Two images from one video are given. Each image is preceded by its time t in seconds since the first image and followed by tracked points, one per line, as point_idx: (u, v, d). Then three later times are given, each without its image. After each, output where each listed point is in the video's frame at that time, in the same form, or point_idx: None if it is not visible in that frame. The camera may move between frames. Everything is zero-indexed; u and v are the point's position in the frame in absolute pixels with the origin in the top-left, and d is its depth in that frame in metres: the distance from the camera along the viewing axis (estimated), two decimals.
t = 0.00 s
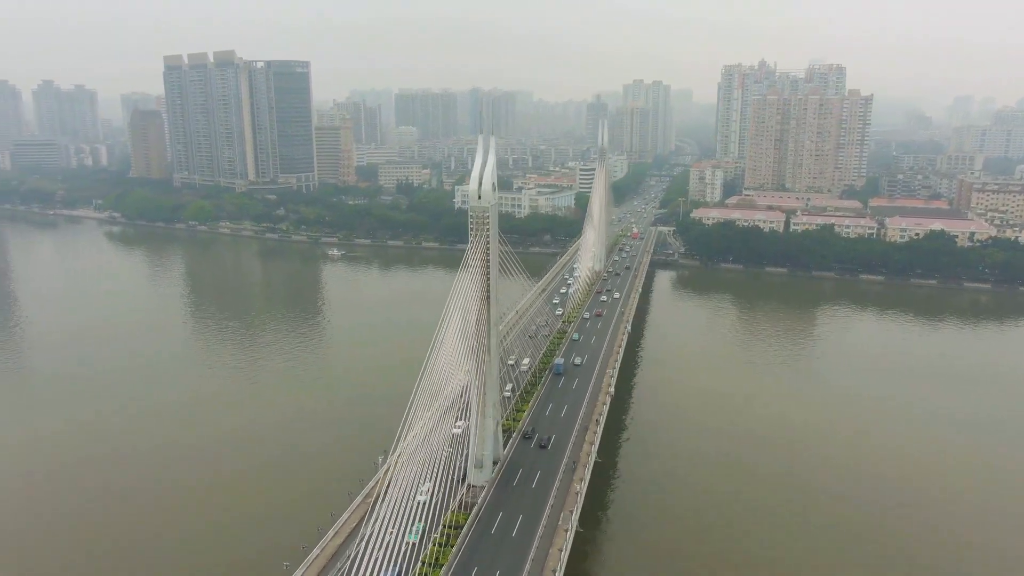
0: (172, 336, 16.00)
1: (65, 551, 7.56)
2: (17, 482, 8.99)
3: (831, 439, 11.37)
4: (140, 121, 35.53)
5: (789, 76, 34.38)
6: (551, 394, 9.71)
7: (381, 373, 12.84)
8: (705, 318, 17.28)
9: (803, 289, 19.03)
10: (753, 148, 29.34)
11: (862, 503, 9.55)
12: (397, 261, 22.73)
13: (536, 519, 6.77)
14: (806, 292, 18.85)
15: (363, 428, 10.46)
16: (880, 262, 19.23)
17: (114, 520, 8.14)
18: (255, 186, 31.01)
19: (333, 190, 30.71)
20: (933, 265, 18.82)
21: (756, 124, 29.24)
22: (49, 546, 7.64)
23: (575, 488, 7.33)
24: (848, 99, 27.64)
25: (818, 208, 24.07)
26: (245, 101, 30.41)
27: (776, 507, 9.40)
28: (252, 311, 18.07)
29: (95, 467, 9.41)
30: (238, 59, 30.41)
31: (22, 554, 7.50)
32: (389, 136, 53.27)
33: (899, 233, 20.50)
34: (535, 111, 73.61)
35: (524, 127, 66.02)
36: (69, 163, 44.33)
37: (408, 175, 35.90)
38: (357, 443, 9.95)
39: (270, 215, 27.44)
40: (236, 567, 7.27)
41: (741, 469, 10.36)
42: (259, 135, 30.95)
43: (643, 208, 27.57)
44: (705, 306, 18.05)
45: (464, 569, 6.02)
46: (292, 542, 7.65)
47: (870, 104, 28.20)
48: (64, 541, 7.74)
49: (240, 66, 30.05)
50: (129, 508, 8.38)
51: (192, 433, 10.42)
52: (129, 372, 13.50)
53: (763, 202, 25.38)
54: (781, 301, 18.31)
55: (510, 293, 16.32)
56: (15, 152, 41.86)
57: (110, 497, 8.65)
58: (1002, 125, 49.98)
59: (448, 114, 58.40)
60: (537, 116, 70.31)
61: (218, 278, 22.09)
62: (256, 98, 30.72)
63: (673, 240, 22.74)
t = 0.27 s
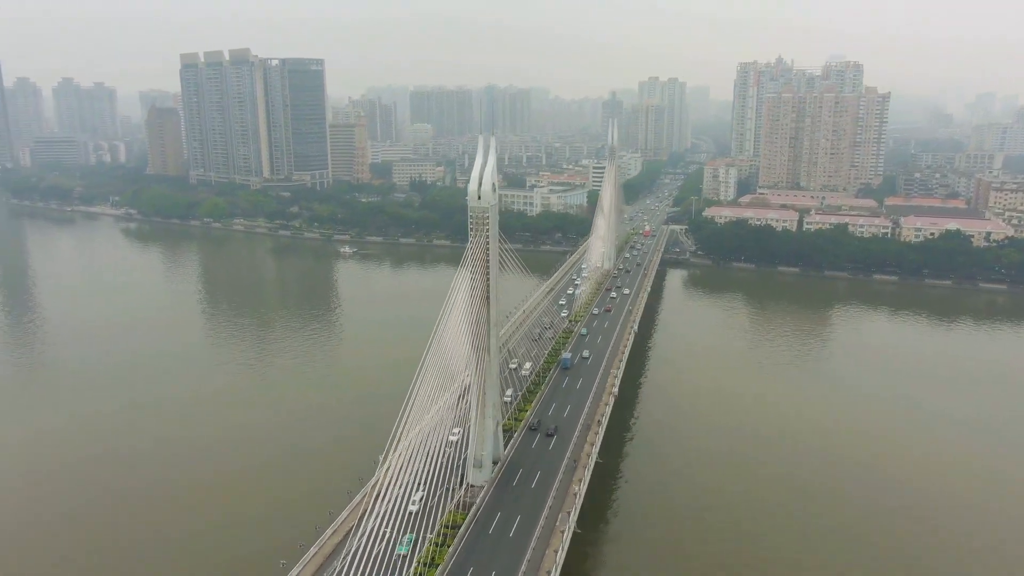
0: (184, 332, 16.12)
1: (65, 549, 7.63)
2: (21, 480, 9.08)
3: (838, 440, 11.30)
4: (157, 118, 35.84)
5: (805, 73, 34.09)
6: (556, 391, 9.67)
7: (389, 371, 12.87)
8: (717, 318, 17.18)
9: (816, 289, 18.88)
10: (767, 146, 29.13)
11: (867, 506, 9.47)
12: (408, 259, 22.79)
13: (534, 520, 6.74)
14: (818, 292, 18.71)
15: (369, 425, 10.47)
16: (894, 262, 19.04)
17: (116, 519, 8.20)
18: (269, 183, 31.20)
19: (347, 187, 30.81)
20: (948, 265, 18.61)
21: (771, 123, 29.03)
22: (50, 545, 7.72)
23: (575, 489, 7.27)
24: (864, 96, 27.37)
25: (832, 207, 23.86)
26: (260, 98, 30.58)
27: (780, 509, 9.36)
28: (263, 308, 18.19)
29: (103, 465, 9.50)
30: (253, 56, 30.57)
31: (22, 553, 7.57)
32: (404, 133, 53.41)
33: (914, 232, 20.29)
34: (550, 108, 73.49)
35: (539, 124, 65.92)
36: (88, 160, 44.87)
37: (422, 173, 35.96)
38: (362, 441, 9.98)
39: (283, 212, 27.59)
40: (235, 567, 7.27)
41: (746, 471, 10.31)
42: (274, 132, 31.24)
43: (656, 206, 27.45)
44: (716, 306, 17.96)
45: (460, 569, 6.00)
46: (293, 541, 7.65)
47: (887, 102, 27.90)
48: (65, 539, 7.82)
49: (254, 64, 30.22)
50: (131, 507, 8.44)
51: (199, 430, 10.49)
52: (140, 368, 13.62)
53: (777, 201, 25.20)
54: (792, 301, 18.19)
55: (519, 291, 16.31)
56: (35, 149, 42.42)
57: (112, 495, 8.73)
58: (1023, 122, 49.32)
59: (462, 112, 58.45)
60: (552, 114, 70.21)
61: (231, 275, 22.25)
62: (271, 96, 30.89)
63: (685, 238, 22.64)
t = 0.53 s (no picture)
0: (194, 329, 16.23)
1: (68, 547, 7.73)
2: (30, 477, 9.21)
3: (844, 440, 11.22)
4: (174, 116, 36.11)
5: (822, 71, 33.77)
6: (559, 391, 9.65)
7: (395, 369, 12.90)
8: (726, 317, 17.09)
9: (829, 289, 18.73)
10: (782, 144, 28.89)
11: (870, 507, 9.41)
12: (419, 257, 22.83)
13: (531, 520, 6.73)
14: (830, 292, 18.56)
15: (373, 425, 10.51)
16: (908, 262, 18.84)
17: (119, 517, 8.29)
18: (284, 180, 31.36)
19: (360, 185, 30.91)
20: (962, 265, 18.39)
21: (786, 120, 28.80)
22: (54, 542, 7.82)
23: (574, 489, 7.26)
24: (881, 94, 27.08)
25: (847, 206, 23.64)
26: (275, 96, 30.74)
27: (782, 509, 9.32)
28: (274, 305, 18.28)
29: (109, 463, 9.58)
30: (268, 54, 30.73)
31: (26, 551, 7.67)
32: (419, 131, 53.49)
33: (929, 232, 20.06)
34: (566, 105, 73.32)
35: (554, 121, 65.77)
36: (106, 156, 45.32)
37: (435, 170, 35.99)
38: (366, 439, 10.02)
39: (297, 209, 27.73)
40: (235, 566, 7.31)
41: (749, 471, 10.27)
42: (289, 130, 31.36)
43: (669, 204, 27.32)
44: (727, 305, 17.86)
45: (456, 569, 6.01)
46: (294, 540, 7.70)
47: (905, 99, 27.58)
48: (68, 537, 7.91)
49: (269, 62, 30.38)
50: (134, 505, 8.52)
51: (206, 428, 10.57)
52: (150, 364, 13.74)
53: (791, 200, 24.99)
54: (803, 301, 18.06)
55: (528, 291, 16.28)
56: (54, 146, 42.91)
57: (116, 493, 8.82)
58: None
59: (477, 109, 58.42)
60: (567, 111, 70.01)
61: (243, 272, 22.39)
62: (286, 94, 31.04)
63: (697, 237, 22.52)
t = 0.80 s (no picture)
0: (206, 326, 16.35)
1: (70, 546, 7.81)
2: (36, 475, 9.31)
3: (851, 441, 11.13)
4: (190, 113, 36.41)
5: (839, 68, 33.44)
6: (563, 390, 9.60)
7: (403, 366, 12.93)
8: (736, 317, 17.00)
9: (841, 288, 18.57)
10: (797, 143, 28.65)
11: (875, 508, 9.34)
12: (431, 255, 22.87)
13: (530, 520, 6.72)
14: (842, 292, 18.40)
15: (377, 423, 10.53)
16: (922, 262, 18.64)
17: (122, 515, 8.37)
18: (298, 178, 31.54)
19: (373, 182, 30.99)
20: (978, 266, 18.17)
21: (801, 118, 28.56)
22: (56, 541, 7.90)
23: (573, 489, 7.24)
24: (898, 92, 26.78)
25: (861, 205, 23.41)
26: (289, 95, 30.88)
27: (785, 510, 9.27)
28: (285, 302, 18.40)
29: (117, 461, 9.68)
30: (283, 52, 30.87)
31: (28, 549, 7.76)
32: (434, 128, 53.56)
33: (944, 232, 19.83)
34: (581, 103, 73.11)
35: (570, 118, 65.61)
36: (125, 153, 45.78)
37: (449, 168, 36.03)
38: (371, 438, 10.06)
39: (310, 207, 27.86)
40: (235, 566, 7.35)
41: (753, 471, 10.22)
42: (303, 128, 31.50)
43: (682, 202, 27.18)
44: (739, 305, 17.77)
45: (452, 569, 6.01)
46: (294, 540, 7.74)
47: (922, 97, 27.24)
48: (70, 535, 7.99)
49: (284, 60, 30.53)
50: (138, 503, 8.60)
51: (213, 426, 10.65)
52: (161, 361, 13.87)
53: (805, 199, 24.79)
54: (815, 301, 17.91)
55: (537, 289, 16.23)
56: (74, 143, 43.42)
57: (120, 491, 8.90)
58: None
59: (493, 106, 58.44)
60: (583, 108, 69.82)
61: (256, 269, 22.56)
62: (300, 91, 31.18)
63: (709, 236, 22.40)
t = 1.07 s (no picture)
0: (217, 322, 16.47)
1: (74, 542, 7.87)
2: (43, 469, 9.38)
3: (859, 442, 11.04)
4: (206, 111, 36.68)
5: (856, 65, 33.13)
6: (566, 389, 9.57)
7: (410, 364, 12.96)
8: (747, 316, 16.89)
9: (854, 289, 18.41)
10: (812, 141, 28.43)
11: (881, 510, 9.25)
12: (442, 252, 22.91)
13: (528, 521, 6.73)
14: (855, 292, 18.23)
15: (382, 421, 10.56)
16: (937, 263, 18.44)
17: (126, 511, 8.43)
18: (312, 175, 31.70)
19: (386, 179, 31.06)
20: (993, 267, 17.95)
21: (816, 117, 28.31)
22: (60, 536, 7.96)
23: (572, 489, 7.23)
24: (915, 90, 26.49)
25: (876, 204, 23.19)
26: (304, 92, 31.02)
27: (789, 511, 9.21)
28: (296, 299, 18.50)
29: (125, 456, 9.76)
30: (298, 50, 31.01)
31: (32, 544, 7.82)
32: (449, 125, 53.61)
33: (960, 232, 19.59)
34: (597, 100, 72.92)
35: (585, 116, 65.46)
36: (143, 150, 46.19)
37: (462, 165, 36.06)
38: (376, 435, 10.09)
39: (323, 204, 27.95)
40: (238, 564, 7.41)
41: (758, 471, 10.16)
42: (317, 125, 31.64)
43: (696, 201, 27.02)
44: (750, 304, 17.66)
45: (447, 569, 6.02)
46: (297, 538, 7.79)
47: (940, 95, 26.93)
48: (75, 531, 8.05)
49: (299, 57, 30.67)
50: (142, 499, 8.66)
51: (220, 422, 10.72)
52: (171, 356, 13.99)
53: (820, 197, 24.59)
54: (827, 301, 17.75)
55: (545, 288, 16.18)
56: (93, 139, 43.87)
57: (125, 487, 8.96)
58: None
59: (508, 103, 58.45)
60: (599, 105, 69.65)
61: (269, 265, 22.70)
62: (314, 89, 31.30)
63: (722, 235, 22.26)
